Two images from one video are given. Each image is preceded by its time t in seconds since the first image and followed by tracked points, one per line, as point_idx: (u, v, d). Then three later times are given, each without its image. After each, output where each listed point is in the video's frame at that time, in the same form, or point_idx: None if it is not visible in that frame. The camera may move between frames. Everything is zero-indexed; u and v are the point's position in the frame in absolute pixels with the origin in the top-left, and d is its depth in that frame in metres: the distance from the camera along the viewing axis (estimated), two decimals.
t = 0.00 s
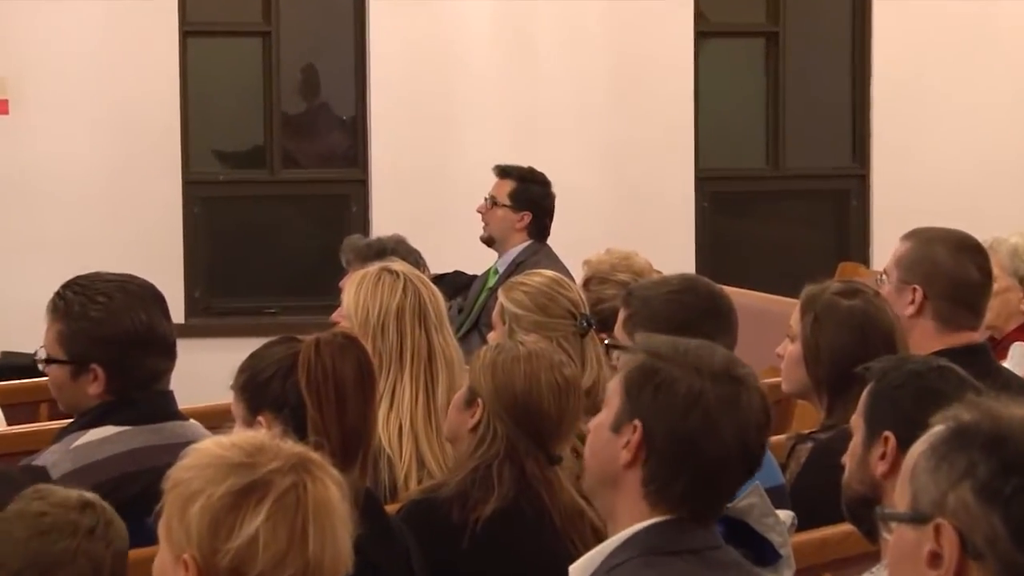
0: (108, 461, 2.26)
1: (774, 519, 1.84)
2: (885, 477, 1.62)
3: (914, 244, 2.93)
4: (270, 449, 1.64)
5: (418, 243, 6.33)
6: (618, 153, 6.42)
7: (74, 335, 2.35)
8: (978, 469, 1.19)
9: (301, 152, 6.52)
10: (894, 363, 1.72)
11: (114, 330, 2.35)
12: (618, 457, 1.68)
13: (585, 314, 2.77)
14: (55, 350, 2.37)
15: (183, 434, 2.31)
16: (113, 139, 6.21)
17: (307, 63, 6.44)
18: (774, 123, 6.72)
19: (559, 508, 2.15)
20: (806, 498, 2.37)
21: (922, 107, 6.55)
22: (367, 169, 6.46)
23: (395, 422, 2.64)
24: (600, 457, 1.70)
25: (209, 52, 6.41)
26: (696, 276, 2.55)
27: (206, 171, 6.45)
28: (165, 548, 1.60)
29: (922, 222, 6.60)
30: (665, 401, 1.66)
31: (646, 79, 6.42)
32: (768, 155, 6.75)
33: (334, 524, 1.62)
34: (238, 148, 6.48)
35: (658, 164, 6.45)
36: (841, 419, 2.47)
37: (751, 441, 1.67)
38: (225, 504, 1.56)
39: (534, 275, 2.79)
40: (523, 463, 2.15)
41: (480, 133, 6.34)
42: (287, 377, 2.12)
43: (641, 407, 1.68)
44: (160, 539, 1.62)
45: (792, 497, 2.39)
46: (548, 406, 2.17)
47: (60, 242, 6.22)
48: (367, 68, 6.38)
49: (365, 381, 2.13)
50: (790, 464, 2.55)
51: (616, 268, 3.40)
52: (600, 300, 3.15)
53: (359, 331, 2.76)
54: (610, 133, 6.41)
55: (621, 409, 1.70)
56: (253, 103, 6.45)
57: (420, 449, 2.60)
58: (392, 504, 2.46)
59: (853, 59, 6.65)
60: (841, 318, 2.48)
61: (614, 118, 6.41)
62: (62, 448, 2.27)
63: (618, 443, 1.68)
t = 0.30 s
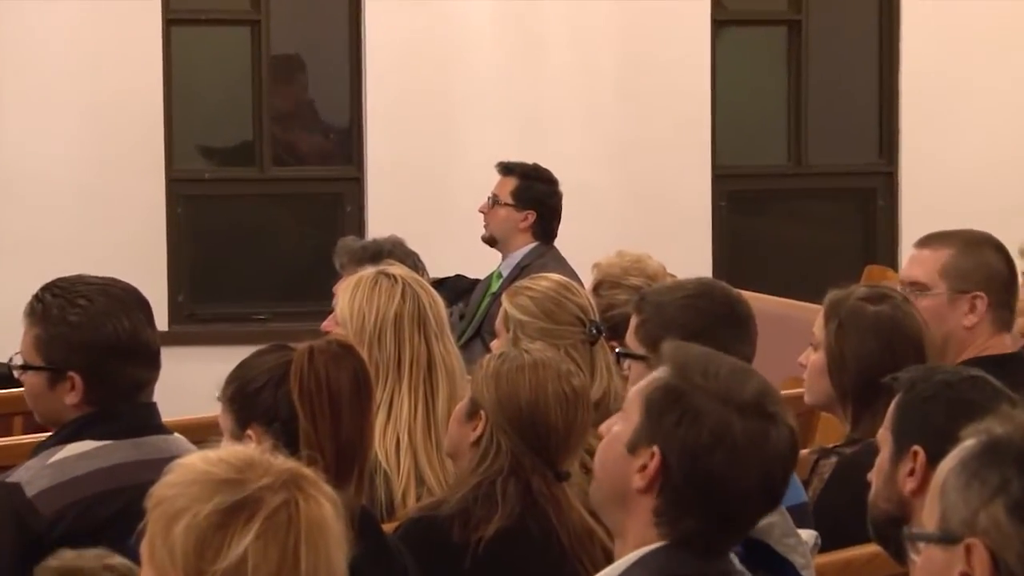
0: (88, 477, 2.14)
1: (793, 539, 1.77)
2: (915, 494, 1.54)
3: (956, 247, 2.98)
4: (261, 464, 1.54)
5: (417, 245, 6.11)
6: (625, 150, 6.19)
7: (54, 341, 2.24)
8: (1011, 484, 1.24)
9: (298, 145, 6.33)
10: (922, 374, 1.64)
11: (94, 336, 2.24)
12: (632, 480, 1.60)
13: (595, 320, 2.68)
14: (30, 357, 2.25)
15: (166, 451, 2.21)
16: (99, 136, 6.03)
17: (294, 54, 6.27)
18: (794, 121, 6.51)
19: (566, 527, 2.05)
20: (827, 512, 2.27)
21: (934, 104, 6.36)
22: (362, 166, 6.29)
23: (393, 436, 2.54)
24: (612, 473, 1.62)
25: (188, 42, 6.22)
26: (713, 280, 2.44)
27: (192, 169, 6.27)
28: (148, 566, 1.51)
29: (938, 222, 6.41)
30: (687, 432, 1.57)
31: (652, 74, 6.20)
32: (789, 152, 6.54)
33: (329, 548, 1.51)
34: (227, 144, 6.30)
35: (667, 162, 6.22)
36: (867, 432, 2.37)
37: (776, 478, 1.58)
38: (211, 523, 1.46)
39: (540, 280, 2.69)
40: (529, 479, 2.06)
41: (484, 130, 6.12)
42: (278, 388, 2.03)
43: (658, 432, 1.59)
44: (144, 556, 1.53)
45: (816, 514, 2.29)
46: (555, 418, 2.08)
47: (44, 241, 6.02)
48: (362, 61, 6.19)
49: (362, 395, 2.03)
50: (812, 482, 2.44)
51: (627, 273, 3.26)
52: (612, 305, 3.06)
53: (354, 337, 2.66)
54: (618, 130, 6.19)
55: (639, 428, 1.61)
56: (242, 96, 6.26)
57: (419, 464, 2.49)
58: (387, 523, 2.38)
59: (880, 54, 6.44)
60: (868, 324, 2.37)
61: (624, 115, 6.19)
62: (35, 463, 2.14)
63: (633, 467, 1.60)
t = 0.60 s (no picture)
0: (61, 493, 2.04)
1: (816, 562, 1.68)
2: (944, 512, 1.50)
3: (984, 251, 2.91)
4: (247, 480, 1.44)
5: (412, 245, 5.41)
6: (647, 140, 5.52)
7: (30, 342, 2.14)
8: None
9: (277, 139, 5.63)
10: (950, 385, 1.60)
11: (71, 337, 2.14)
12: (631, 505, 1.55)
13: (602, 325, 2.58)
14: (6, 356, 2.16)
15: (147, 466, 2.09)
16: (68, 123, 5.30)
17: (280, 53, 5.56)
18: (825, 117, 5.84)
19: (573, 550, 1.94)
20: (853, 536, 2.15)
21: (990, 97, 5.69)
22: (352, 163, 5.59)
23: (388, 450, 2.44)
24: (610, 493, 1.57)
25: (168, 26, 5.51)
26: (723, 282, 2.35)
27: (169, 165, 5.55)
28: None
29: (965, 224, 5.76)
30: (691, 455, 1.50)
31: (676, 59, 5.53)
32: (812, 145, 5.88)
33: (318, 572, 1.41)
34: (206, 137, 5.60)
35: (692, 155, 5.56)
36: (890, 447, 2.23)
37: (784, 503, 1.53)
38: (193, 542, 1.37)
39: (546, 281, 2.60)
40: (532, 496, 1.97)
41: (490, 122, 5.43)
42: (264, 397, 1.94)
43: (659, 455, 1.53)
44: None
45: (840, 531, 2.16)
46: (560, 429, 1.99)
47: (5, 243, 5.28)
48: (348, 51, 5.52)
49: (356, 407, 1.94)
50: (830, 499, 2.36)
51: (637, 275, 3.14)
52: (621, 310, 2.95)
53: (344, 342, 2.56)
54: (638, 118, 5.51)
55: (638, 448, 1.55)
56: (224, 84, 5.56)
57: (415, 479, 2.40)
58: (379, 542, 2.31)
59: (911, 44, 5.79)
60: (895, 333, 2.24)
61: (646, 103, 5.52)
62: (9, 477, 2.05)
63: (636, 490, 1.55)
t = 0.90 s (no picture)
0: (38, 511, 1.91)
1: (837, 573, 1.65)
2: (978, 531, 1.49)
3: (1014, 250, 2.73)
4: (234, 498, 1.34)
5: (410, 244, 5.30)
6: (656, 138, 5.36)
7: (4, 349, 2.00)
8: None
9: (267, 134, 5.49)
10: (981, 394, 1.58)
11: (49, 343, 2.00)
12: (635, 525, 1.49)
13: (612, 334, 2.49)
14: None
15: (127, 482, 1.98)
16: (59, 123, 5.19)
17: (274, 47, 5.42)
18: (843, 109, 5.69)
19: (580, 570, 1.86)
20: (881, 555, 2.01)
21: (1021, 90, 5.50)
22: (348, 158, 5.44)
23: (383, 464, 2.35)
24: (612, 516, 1.51)
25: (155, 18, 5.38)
26: (753, 288, 2.27)
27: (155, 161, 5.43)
28: None
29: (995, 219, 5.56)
30: (692, 467, 1.44)
31: (686, 55, 5.37)
32: (835, 140, 5.72)
33: None
34: (195, 131, 5.47)
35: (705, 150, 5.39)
36: (921, 458, 2.14)
37: (797, 514, 1.45)
38: (175, 564, 1.28)
39: (552, 286, 2.51)
40: (538, 513, 1.88)
41: (491, 117, 5.31)
42: (251, 409, 1.86)
43: (659, 470, 1.47)
44: None
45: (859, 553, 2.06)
46: (567, 441, 1.90)
47: None
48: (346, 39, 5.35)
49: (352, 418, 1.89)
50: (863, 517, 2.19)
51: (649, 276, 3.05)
52: (632, 316, 2.85)
53: (337, 350, 2.46)
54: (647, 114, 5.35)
55: (638, 465, 1.49)
56: (210, 75, 5.43)
57: (412, 496, 2.30)
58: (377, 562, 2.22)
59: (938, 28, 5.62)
60: (926, 341, 2.14)
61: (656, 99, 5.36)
62: None
63: (638, 509, 1.48)
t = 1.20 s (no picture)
0: (12, 530, 1.83)
1: None
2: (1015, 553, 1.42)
3: None
4: (220, 516, 1.25)
5: (411, 248, 5.21)
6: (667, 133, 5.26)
7: None
8: None
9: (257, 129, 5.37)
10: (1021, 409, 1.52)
11: (21, 350, 1.91)
12: (639, 548, 1.41)
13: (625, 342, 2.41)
14: None
15: (106, 501, 1.89)
16: (55, 125, 5.11)
17: (262, 35, 5.31)
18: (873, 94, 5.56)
19: None
20: None
21: None
22: (342, 155, 5.32)
23: (380, 484, 2.26)
24: (613, 540, 1.43)
25: (129, 11, 5.26)
26: (774, 293, 2.19)
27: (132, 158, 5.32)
28: None
29: None
30: (696, 481, 1.38)
31: (691, 52, 5.27)
32: (864, 134, 5.60)
33: None
34: (172, 125, 5.35)
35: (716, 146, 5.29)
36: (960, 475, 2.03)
37: (810, 525, 1.39)
38: None
39: (562, 290, 2.43)
40: (545, 535, 1.80)
41: (499, 107, 5.22)
42: (238, 423, 1.80)
43: (661, 487, 1.40)
44: None
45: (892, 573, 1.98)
46: (577, 458, 1.82)
47: None
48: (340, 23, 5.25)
49: (343, 429, 1.83)
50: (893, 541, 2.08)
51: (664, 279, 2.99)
52: (647, 324, 2.74)
53: (330, 359, 2.37)
54: (651, 111, 5.26)
55: (639, 484, 1.42)
56: (190, 64, 5.32)
57: (411, 517, 2.21)
58: None
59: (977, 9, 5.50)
60: (960, 348, 2.06)
61: (658, 97, 5.27)
62: None
63: (641, 531, 1.41)
